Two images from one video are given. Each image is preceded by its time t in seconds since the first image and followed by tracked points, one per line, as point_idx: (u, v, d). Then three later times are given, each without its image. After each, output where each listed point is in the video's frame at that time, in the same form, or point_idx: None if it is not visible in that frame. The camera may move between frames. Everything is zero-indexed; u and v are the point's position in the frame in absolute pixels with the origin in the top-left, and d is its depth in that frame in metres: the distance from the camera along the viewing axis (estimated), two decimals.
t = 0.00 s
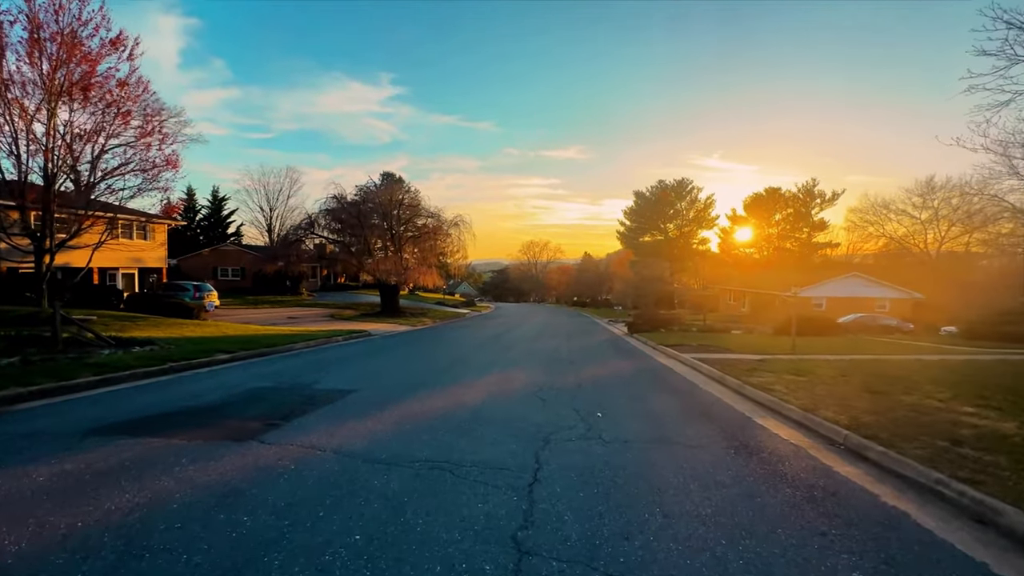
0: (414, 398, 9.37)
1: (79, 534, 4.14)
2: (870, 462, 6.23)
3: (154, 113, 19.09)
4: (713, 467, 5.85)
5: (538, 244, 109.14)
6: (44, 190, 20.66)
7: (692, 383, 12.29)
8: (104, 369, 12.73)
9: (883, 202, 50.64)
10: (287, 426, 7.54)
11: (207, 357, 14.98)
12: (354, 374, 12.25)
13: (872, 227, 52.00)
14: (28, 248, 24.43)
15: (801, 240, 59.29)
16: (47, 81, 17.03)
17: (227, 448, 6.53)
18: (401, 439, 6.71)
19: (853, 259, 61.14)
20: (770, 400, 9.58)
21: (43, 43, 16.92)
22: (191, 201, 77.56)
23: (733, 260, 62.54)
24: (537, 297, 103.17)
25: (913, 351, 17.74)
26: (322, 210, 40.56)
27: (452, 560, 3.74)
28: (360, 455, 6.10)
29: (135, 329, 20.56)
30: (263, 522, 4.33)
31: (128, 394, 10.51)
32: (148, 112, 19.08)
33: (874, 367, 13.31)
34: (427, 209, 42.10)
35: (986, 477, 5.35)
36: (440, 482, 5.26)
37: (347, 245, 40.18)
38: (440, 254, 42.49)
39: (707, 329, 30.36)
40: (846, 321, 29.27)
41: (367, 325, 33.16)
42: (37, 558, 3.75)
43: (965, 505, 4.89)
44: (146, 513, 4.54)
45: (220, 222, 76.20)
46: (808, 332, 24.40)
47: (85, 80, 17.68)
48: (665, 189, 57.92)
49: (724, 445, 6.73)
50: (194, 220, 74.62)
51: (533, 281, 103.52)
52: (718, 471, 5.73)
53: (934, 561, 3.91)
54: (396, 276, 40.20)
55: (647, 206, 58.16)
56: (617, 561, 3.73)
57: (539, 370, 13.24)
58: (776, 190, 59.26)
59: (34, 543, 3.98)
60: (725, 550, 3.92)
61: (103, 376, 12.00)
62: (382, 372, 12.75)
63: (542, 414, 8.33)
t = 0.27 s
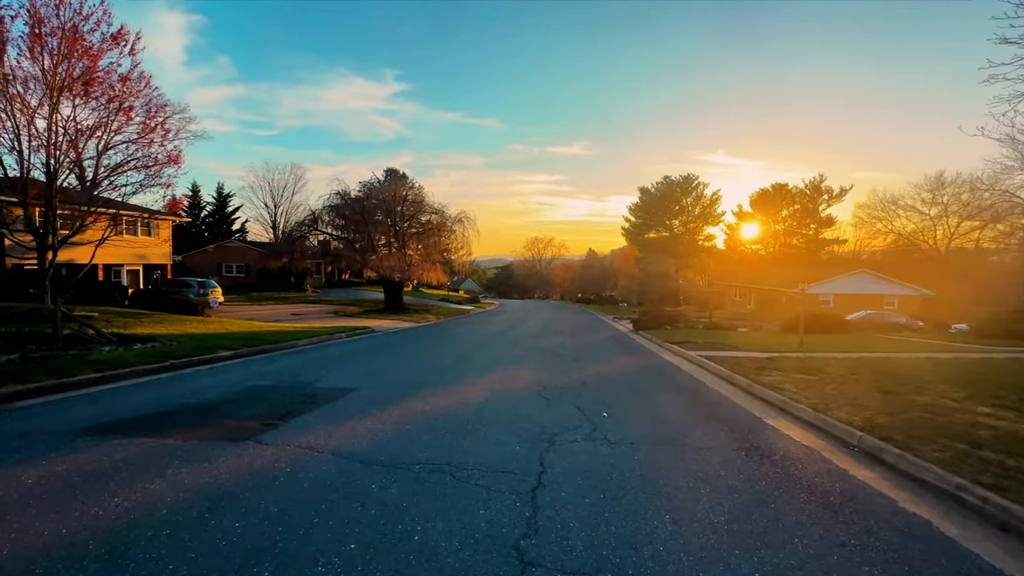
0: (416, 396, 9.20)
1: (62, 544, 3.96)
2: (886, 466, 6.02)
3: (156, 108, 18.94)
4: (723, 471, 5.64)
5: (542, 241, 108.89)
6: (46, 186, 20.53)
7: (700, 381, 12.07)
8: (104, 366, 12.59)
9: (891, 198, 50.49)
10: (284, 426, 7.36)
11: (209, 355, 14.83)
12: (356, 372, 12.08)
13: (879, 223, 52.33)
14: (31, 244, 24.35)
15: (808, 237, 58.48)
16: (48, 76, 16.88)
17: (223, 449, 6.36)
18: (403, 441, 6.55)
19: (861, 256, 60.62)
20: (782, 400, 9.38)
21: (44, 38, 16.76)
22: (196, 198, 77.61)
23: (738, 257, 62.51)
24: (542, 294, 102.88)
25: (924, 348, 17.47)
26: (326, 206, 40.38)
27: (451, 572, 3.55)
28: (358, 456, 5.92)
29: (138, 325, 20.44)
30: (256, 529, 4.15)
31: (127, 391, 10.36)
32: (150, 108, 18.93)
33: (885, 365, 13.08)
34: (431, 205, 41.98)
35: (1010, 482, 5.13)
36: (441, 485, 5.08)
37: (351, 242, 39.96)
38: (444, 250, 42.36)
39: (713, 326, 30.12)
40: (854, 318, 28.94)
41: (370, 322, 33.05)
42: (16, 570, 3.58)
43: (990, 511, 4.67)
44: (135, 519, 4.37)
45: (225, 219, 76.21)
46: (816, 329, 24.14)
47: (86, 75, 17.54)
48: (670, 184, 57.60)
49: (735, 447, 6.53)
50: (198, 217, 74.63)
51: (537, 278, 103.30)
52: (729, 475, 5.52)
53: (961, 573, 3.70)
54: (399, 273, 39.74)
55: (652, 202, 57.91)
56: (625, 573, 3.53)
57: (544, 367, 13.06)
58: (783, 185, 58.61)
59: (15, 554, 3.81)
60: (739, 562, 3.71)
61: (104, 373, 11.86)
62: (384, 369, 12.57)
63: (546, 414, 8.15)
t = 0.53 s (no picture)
0: (418, 395, 9.02)
1: (44, 549, 3.79)
2: (904, 470, 5.81)
3: (160, 104, 18.84)
4: (735, 475, 5.45)
5: (548, 239, 108.68)
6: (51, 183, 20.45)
7: (708, 380, 11.88)
8: (106, 363, 12.47)
9: (902, 195, 50.26)
10: (282, 425, 7.19)
11: (212, 352, 14.70)
12: (358, 370, 11.91)
13: (891, 220, 52.30)
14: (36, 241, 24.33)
15: (816, 234, 58.22)
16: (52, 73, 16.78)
17: (218, 448, 6.20)
18: (404, 441, 6.37)
19: (870, 253, 60.24)
20: (793, 401, 9.19)
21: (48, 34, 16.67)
22: (203, 195, 77.80)
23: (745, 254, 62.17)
24: (548, 291, 102.73)
25: (936, 348, 17.19)
26: (331, 203, 40.25)
27: None
28: (357, 457, 5.75)
29: (142, 322, 20.34)
30: (246, 535, 3.98)
31: (127, 388, 10.21)
32: (154, 104, 18.84)
33: (898, 365, 12.86)
34: (436, 202, 41.88)
35: None
36: (429, 505, 4.53)
37: (355, 239, 39.79)
38: (450, 247, 42.25)
39: (720, 324, 29.86)
40: (864, 317, 28.64)
41: (375, 319, 32.93)
42: None
43: (1016, 519, 4.46)
44: (123, 523, 4.20)
45: (232, 217, 76.33)
46: (825, 327, 23.88)
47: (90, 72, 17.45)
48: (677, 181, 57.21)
49: (746, 450, 6.34)
50: (205, 214, 74.80)
51: (543, 276, 103.10)
52: (740, 479, 5.33)
53: None
54: (405, 269, 39.80)
55: (658, 199, 57.56)
56: None
57: (549, 366, 12.87)
58: (791, 182, 58.23)
59: None
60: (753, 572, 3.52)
61: (105, 369, 11.72)
62: (386, 367, 12.41)
63: (551, 414, 7.97)
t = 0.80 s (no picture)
0: (417, 395, 8.82)
1: (19, 558, 3.60)
2: (921, 475, 5.58)
3: (163, 101, 18.72)
4: (744, 481, 5.24)
5: (553, 237, 108.38)
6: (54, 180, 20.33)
7: (715, 379, 11.66)
8: (104, 360, 12.29)
9: (912, 192, 50.02)
10: (277, 426, 6.99)
11: (212, 350, 14.54)
12: (358, 369, 11.72)
13: (900, 217, 52.19)
14: (39, 238, 24.25)
15: (824, 231, 57.82)
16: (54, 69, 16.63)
17: (209, 450, 6.01)
18: (400, 443, 6.17)
19: (879, 250, 59.84)
20: (804, 402, 8.96)
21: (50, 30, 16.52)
22: (209, 193, 77.83)
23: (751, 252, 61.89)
24: (552, 290, 102.31)
25: (948, 347, 16.90)
26: (335, 201, 40.10)
27: None
28: (352, 459, 5.56)
29: (144, 319, 20.23)
30: (229, 543, 3.78)
31: (123, 387, 10.05)
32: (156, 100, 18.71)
33: (910, 365, 12.60)
34: (440, 200, 41.66)
35: None
36: (428, 505, 4.43)
37: (359, 237, 39.70)
38: (454, 245, 42.06)
39: (727, 322, 29.59)
40: (872, 315, 28.32)
41: (378, 316, 32.74)
42: None
43: None
44: (103, 529, 4.01)
45: (237, 214, 76.37)
46: (834, 326, 23.60)
47: (92, 68, 17.30)
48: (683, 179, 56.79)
49: (756, 454, 6.12)
50: (211, 213, 74.82)
51: (548, 274, 102.80)
52: (750, 485, 5.12)
53: None
54: (409, 267, 39.82)
55: (664, 196, 57.18)
56: None
57: (552, 365, 12.66)
58: (798, 179, 57.79)
59: None
60: None
61: (103, 367, 11.56)
62: (387, 366, 12.21)
63: (553, 414, 7.77)
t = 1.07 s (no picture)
0: (416, 396, 8.61)
1: None
2: (938, 483, 5.36)
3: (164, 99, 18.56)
4: (752, 489, 5.03)
5: (557, 236, 108.08)
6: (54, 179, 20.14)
7: (721, 380, 11.44)
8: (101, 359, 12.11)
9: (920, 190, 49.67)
10: (269, 428, 6.77)
11: (211, 349, 14.35)
12: (357, 369, 11.50)
13: (907, 215, 51.84)
14: (40, 237, 24.12)
15: (831, 230, 57.43)
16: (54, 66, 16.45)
17: (198, 454, 5.81)
18: (395, 448, 5.98)
19: (886, 249, 59.39)
20: (813, 406, 8.74)
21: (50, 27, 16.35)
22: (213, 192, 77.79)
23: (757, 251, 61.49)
24: (556, 288, 101.91)
25: (959, 348, 16.59)
26: (338, 199, 39.91)
27: None
28: (344, 465, 5.36)
29: (144, 318, 20.05)
30: (209, 557, 3.58)
31: (117, 387, 9.85)
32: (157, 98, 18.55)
33: (921, 366, 12.34)
34: (444, 198, 41.42)
35: None
36: (429, 505, 4.43)
37: (363, 235, 39.70)
38: (457, 243, 41.84)
39: (732, 321, 29.31)
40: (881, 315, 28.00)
41: (381, 315, 32.55)
42: None
43: None
44: (77, 541, 3.81)
45: (242, 213, 76.29)
46: (842, 325, 23.31)
47: (92, 65, 17.13)
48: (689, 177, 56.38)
49: (764, 460, 5.91)
50: (215, 211, 74.78)
51: (552, 273, 102.52)
52: (758, 494, 4.91)
53: None
54: (412, 266, 39.63)
55: (669, 194, 56.78)
56: None
57: (555, 365, 12.44)
58: (805, 177, 57.35)
59: None
60: None
61: (99, 366, 11.37)
62: (387, 366, 11.99)
63: (554, 417, 7.56)
